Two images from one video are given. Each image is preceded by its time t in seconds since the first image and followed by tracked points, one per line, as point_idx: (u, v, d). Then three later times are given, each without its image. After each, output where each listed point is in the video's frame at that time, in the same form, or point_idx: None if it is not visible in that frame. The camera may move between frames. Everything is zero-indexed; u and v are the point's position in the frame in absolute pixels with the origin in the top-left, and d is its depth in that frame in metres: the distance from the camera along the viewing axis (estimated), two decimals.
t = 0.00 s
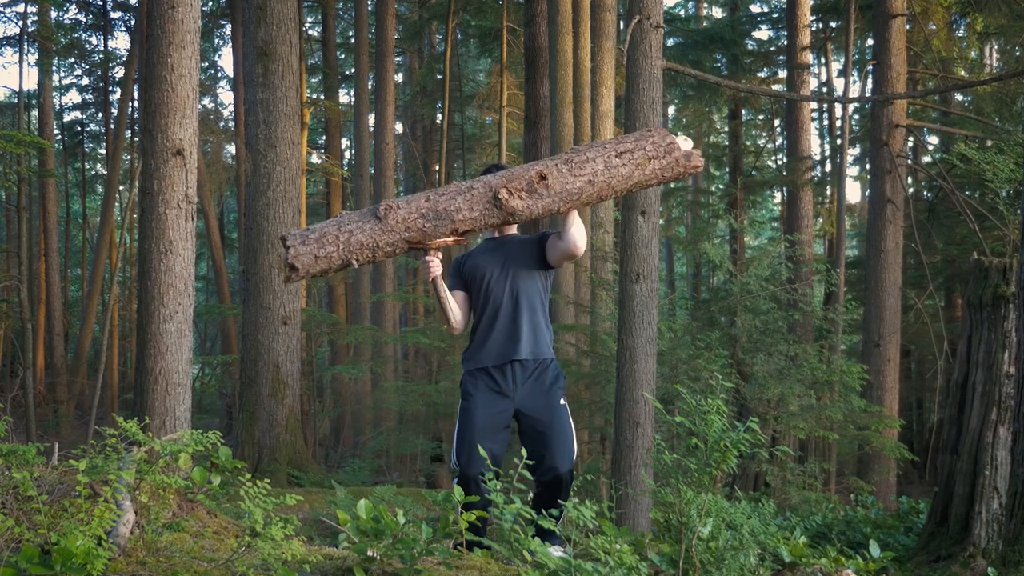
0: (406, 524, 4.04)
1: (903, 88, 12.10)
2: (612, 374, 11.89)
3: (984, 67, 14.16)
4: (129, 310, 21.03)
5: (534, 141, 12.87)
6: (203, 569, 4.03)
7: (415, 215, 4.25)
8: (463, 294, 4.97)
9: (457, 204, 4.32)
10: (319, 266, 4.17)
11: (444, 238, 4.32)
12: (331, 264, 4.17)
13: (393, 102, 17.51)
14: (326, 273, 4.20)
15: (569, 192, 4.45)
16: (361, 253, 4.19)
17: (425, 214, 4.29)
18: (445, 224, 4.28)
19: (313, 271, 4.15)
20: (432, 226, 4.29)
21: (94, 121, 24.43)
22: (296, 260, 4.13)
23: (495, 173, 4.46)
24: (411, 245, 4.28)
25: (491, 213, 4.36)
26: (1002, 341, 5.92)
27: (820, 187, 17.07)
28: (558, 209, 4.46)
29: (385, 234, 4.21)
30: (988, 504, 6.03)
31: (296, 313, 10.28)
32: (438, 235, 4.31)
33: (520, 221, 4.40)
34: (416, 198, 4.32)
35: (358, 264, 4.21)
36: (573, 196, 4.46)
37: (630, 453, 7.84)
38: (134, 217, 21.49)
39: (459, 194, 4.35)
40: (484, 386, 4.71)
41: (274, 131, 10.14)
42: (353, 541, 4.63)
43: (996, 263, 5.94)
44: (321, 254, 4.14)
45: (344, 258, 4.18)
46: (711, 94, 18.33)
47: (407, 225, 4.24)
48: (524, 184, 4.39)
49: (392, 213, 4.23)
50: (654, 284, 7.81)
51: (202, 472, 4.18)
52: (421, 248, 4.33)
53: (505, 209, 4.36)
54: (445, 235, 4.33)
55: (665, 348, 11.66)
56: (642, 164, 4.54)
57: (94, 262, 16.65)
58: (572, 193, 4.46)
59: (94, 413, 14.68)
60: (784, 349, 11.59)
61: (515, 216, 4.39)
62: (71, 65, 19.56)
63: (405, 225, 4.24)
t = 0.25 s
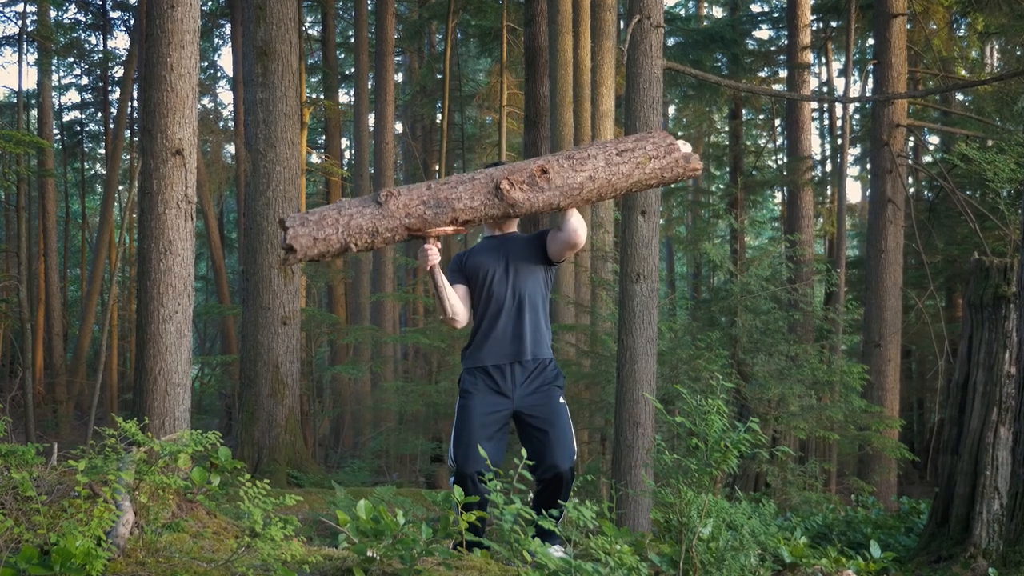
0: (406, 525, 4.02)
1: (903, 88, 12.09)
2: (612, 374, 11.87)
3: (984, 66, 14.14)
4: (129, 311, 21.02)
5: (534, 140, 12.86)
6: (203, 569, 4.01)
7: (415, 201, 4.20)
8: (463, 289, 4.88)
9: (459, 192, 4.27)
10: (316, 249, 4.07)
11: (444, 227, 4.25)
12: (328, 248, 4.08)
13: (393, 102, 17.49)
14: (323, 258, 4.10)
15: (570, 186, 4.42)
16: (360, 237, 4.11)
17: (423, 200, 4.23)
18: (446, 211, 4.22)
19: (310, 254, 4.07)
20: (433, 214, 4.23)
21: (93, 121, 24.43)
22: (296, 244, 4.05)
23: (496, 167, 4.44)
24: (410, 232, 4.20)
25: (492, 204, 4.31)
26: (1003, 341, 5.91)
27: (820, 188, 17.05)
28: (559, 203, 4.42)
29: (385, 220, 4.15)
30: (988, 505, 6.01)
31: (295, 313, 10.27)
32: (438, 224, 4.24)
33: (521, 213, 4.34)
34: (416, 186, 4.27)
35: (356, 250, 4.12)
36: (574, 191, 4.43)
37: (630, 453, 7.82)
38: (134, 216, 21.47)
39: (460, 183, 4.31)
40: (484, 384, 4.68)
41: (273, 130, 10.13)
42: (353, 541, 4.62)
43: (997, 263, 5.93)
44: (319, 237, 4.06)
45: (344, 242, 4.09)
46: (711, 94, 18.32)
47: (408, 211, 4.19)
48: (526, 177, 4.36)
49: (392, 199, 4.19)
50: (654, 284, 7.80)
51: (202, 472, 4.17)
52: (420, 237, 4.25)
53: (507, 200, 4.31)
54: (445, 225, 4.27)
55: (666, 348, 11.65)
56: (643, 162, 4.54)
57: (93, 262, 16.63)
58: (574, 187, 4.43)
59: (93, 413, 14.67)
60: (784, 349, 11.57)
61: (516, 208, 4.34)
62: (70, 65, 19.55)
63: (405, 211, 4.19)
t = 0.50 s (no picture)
0: (406, 526, 4.01)
1: (904, 87, 12.07)
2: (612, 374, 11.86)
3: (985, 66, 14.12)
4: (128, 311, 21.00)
5: (534, 140, 12.84)
6: (203, 570, 4.00)
7: (420, 176, 4.31)
8: (464, 280, 4.83)
9: (465, 168, 4.38)
10: (322, 220, 4.21)
11: (449, 202, 4.34)
12: (333, 218, 4.21)
13: (392, 102, 17.48)
14: (328, 229, 4.23)
15: (576, 165, 4.52)
16: (365, 209, 4.24)
17: (430, 174, 4.33)
18: (450, 185, 4.31)
19: (317, 224, 4.21)
20: (439, 188, 4.32)
21: (92, 121, 24.42)
22: (302, 214, 4.21)
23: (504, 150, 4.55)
24: (416, 206, 4.31)
25: (498, 180, 4.39)
26: (1004, 341, 5.90)
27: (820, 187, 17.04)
28: (565, 182, 4.50)
29: (392, 192, 4.27)
30: (988, 505, 6.00)
31: (295, 313, 10.26)
32: (443, 198, 4.33)
33: (527, 190, 4.42)
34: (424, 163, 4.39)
35: (361, 222, 4.24)
36: (580, 170, 4.52)
37: (631, 453, 7.80)
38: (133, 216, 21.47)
39: (467, 161, 4.42)
40: (486, 381, 4.65)
41: (273, 130, 10.11)
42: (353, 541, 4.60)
43: (997, 263, 5.92)
44: (325, 208, 4.21)
45: (350, 213, 4.22)
46: (711, 94, 18.32)
47: (414, 184, 4.31)
48: (532, 157, 4.46)
49: (400, 172, 4.32)
50: (654, 284, 7.79)
51: (201, 473, 4.15)
52: (426, 212, 4.34)
53: (512, 176, 4.40)
54: (452, 200, 4.35)
55: (666, 349, 11.64)
56: (649, 145, 4.65)
57: (93, 262, 16.62)
58: (580, 167, 4.53)
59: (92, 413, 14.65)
60: (785, 349, 11.57)
61: (522, 185, 4.42)
62: (70, 65, 19.54)
63: (411, 185, 4.31)
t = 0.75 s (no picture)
0: (405, 526, 3.99)
1: (904, 87, 12.05)
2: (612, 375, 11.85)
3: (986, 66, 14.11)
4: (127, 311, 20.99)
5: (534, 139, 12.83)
6: (202, 570, 3.98)
7: (423, 149, 4.45)
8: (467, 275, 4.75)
9: (467, 144, 4.49)
10: (323, 185, 4.41)
11: (450, 175, 4.44)
12: (333, 184, 4.40)
13: (392, 102, 17.47)
14: (328, 194, 4.41)
15: (579, 147, 4.56)
16: (366, 177, 4.41)
17: (431, 148, 4.46)
18: (451, 158, 4.42)
19: (318, 188, 4.40)
20: (440, 161, 4.43)
21: (91, 120, 24.41)
22: (305, 179, 4.42)
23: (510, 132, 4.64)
24: (416, 177, 4.42)
25: (499, 157, 4.48)
26: (1004, 342, 5.89)
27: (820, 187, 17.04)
28: (567, 163, 4.54)
29: (393, 162, 4.43)
30: (989, 505, 5.98)
31: (295, 313, 10.25)
32: (444, 171, 4.43)
33: (528, 168, 4.47)
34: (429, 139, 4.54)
35: (360, 189, 4.40)
36: (582, 152, 4.55)
37: (631, 453, 7.77)
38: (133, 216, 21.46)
39: (472, 139, 4.54)
40: (490, 380, 4.59)
41: (273, 129, 10.10)
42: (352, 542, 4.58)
43: (998, 263, 5.91)
44: (326, 174, 4.41)
45: (349, 180, 4.41)
46: (712, 93, 18.33)
47: (415, 157, 4.45)
48: (535, 137, 4.54)
49: (403, 145, 4.49)
50: (654, 284, 7.77)
51: (201, 474, 4.12)
52: (427, 184, 4.44)
53: (513, 154, 4.48)
54: (452, 174, 4.45)
55: (667, 349, 11.63)
56: (654, 131, 4.64)
57: (92, 262, 16.59)
58: (582, 149, 4.56)
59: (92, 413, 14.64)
60: (785, 349, 11.56)
61: (523, 163, 4.48)
62: (69, 64, 19.54)
63: (413, 157, 4.45)
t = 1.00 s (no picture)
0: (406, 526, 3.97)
1: (905, 87, 12.04)
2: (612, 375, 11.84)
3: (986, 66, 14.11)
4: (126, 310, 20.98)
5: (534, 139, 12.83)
6: (202, 571, 3.97)
7: (427, 120, 4.57)
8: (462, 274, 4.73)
9: (471, 119, 4.60)
10: (326, 148, 4.53)
11: (451, 147, 4.55)
12: (337, 148, 4.52)
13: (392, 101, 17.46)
14: (331, 158, 4.52)
15: (582, 129, 4.62)
16: (368, 143, 4.52)
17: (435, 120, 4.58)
18: (453, 130, 4.54)
19: (321, 150, 4.51)
20: (443, 133, 4.55)
21: (91, 120, 24.40)
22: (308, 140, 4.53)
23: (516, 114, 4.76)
24: (418, 147, 4.53)
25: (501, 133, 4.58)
26: (1006, 342, 5.88)
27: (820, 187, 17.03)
28: (569, 144, 4.60)
29: (396, 130, 4.54)
30: (990, 505, 5.95)
31: (295, 313, 10.24)
32: (446, 142, 4.55)
33: (529, 145, 4.56)
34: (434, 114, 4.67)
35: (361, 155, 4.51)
36: (585, 134, 4.61)
37: (631, 453, 7.75)
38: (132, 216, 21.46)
39: (477, 115, 4.66)
40: (486, 381, 4.58)
41: (272, 129, 10.08)
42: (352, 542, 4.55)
43: (999, 263, 5.89)
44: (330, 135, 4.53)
45: (352, 144, 4.53)
46: (712, 93, 18.33)
47: (419, 127, 4.56)
48: (539, 118, 4.65)
49: (408, 116, 4.60)
50: (655, 284, 7.76)
51: (200, 474, 4.10)
52: (429, 154, 4.55)
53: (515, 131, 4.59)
54: (454, 147, 4.57)
55: (667, 349, 11.61)
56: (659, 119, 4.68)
57: (91, 262, 16.58)
58: (586, 131, 4.62)
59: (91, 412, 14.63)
60: (785, 349, 11.56)
61: (525, 140, 4.58)
62: (69, 64, 19.54)
63: (417, 127, 4.56)
